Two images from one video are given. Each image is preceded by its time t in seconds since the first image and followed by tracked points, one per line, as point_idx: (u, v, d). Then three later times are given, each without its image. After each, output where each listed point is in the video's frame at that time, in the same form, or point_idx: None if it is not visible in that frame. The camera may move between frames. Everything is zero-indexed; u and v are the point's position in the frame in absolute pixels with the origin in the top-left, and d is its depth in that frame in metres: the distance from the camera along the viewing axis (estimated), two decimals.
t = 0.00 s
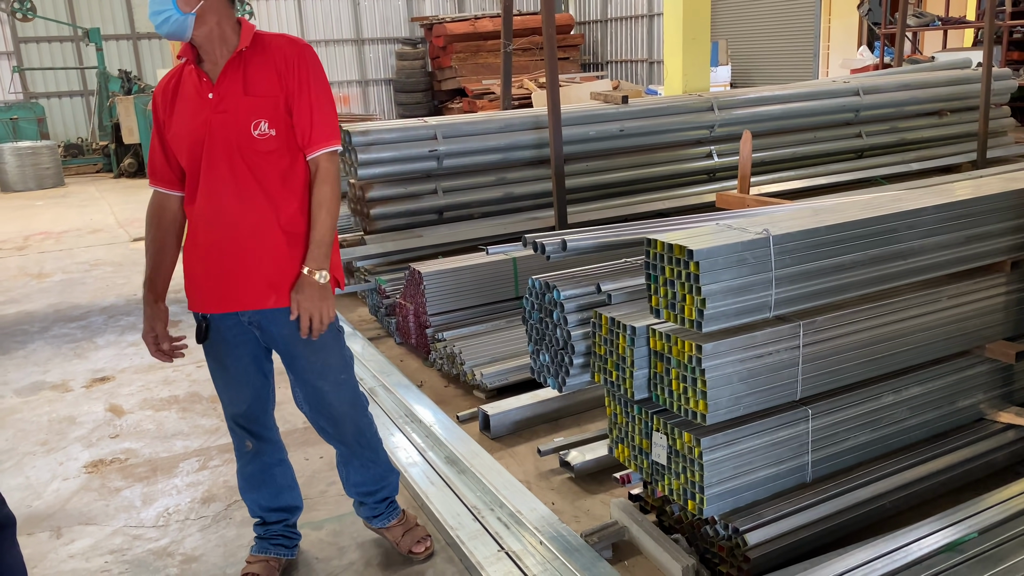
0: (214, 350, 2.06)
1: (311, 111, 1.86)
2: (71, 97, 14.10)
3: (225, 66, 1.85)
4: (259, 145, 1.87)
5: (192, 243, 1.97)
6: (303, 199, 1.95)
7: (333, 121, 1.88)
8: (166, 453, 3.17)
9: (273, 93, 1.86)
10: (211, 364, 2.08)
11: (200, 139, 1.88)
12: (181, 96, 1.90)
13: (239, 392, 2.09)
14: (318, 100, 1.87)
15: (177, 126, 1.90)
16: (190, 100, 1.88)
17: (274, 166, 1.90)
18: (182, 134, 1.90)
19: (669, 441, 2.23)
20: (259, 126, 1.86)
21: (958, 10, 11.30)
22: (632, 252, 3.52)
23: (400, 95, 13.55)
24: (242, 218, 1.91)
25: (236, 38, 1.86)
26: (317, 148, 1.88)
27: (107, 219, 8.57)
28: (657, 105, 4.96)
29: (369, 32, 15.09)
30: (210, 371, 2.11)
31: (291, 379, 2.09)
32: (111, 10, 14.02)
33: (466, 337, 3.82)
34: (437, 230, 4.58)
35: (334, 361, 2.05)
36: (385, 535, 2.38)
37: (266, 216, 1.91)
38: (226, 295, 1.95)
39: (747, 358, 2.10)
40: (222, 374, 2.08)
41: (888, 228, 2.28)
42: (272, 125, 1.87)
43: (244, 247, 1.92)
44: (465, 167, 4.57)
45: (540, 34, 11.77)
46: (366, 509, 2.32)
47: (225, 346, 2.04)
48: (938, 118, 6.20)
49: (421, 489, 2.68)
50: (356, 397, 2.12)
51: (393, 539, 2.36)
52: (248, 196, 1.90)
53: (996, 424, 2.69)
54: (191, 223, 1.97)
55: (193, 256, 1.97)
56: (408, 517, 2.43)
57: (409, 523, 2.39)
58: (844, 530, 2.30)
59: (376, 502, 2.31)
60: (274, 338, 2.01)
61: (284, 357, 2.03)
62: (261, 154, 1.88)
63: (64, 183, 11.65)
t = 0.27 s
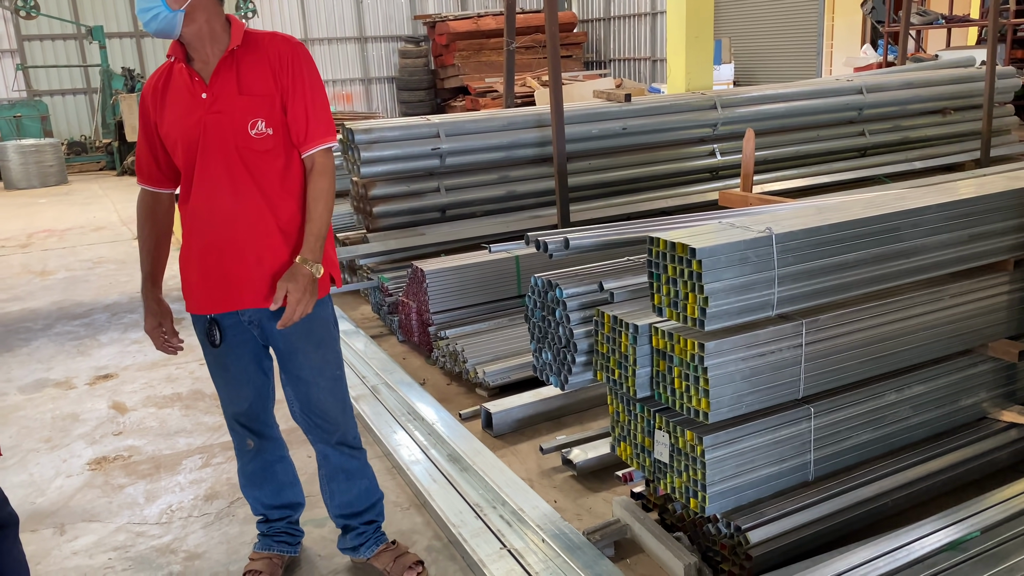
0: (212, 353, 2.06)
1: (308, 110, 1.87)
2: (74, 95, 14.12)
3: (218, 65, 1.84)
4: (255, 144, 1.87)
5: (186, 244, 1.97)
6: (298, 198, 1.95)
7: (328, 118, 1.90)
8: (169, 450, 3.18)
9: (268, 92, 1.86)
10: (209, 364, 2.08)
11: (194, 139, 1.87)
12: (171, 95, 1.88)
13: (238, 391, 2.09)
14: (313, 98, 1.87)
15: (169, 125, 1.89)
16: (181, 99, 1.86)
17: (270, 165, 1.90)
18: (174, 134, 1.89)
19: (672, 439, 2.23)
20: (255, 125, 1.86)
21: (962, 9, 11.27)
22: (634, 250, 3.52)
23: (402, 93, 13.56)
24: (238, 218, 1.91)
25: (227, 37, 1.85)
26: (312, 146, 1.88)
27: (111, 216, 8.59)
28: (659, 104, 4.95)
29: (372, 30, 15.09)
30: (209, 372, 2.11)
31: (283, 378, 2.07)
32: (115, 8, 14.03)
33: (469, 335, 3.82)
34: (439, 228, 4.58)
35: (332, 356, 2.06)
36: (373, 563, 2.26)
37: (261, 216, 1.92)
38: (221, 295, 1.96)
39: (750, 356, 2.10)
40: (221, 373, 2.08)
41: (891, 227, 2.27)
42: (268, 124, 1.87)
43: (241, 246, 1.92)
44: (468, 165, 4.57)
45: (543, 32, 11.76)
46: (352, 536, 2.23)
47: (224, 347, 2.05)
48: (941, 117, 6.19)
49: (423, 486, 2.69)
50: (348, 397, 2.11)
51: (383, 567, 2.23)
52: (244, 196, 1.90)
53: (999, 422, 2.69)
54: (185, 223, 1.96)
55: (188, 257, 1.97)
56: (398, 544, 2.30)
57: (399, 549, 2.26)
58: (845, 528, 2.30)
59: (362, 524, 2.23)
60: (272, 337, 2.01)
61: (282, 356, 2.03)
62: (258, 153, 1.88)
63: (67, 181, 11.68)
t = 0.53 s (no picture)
0: (212, 349, 2.07)
1: (314, 114, 1.88)
2: (78, 93, 14.14)
3: (225, 63, 1.84)
4: (257, 144, 1.88)
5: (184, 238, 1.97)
6: (296, 200, 1.95)
7: (332, 123, 1.90)
8: (173, 447, 3.19)
9: (273, 93, 1.87)
10: (209, 360, 2.09)
11: (196, 135, 1.87)
12: (175, 89, 1.87)
13: (238, 387, 2.10)
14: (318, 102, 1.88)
15: (171, 119, 1.89)
16: (185, 94, 1.86)
17: (271, 165, 1.90)
18: (176, 129, 1.88)
19: (674, 437, 2.23)
20: (259, 126, 1.86)
21: (966, 7, 11.25)
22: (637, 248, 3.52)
23: (405, 91, 13.56)
24: (237, 216, 1.92)
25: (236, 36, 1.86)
26: (317, 151, 1.90)
27: (114, 214, 8.60)
28: (663, 102, 4.95)
29: (375, 28, 15.09)
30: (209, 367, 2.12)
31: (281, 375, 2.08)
32: (118, 5, 14.04)
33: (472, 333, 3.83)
34: (442, 226, 4.58)
35: (330, 354, 2.06)
36: (377, 561, 2.26)
37: (259, 216, 1.92)
38: (218, 292, 1.97)
39: (753, 355, 2.10)
40: (220, 369, 2.08)
41: (894, 225, 2.27)
42: (272, 125, 1.87)
43: (238, 244, 1.93)
44: (471, 163, 4.57)
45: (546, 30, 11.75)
46: (356, 532, 2.24)
47: (223, 343, 2.05)
48: (945, 115, 6.18)
49: (426, 484, 2.69)
50: (347, 393, 2.11)
51: (386, 564, 2.24)
52: (243, 195, 1.90)
53: (1003, 421, 2.69)
54: (183, 218, 1.96)
55: (185, 251, 1.97)
56: (402, 542, 2.30)
57: (401, 547, 2.26)
58: (849, 526, 2.30)
59: (366, 519, 2.23)
60: (270, 334, 2.01)
61: (280, 353, 2.03)
62: (260, 153, 1.89)
63: (71, 179, 11.69)
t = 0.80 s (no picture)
0: (212, 347, 2.07)
1: (322, 117, 1.88)
2: (81, 91, 14.16)
3: (235, 61, 1.84)
4: (264, 143, 1.88)
5: (184, 232, 1.97)
6: (300, 200, 1.95)
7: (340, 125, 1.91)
8: (176, 444, 3.19)
9: (282, 93, 1.87)
10: (210, 358, 2.09)
11: (202, 131, 1.86)
12: (181, 83, 1.87)
13: (240, 384, 2.10)
14: (327, 105, 1.89)
15: (175, 113, 1.88)
16: (193, 90, 1.85)
17: (277, 165, 1.91)
18: (180, 123, 1.88)
19: (678, 436, 2.23)
20: (267, 126, 1.87)
21: (970, 5, 11.22)
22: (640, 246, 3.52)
23: (408, 89, 13.57)
24: (241, 213, 1.92)
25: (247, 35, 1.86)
26: (323, 154, 1.90)
27: (117, 211, 8.62)
28: (666, 100, 4.94)
29: (378, 26, 15.09)
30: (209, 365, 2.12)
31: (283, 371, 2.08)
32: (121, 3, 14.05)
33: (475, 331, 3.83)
34: (445, 224, 4.58)
35: (332, 350, 2.06)
36: (381, 559, 2.26)
37: (263, 214, 1.92)
38: (218, 287, 1.97)
39: (756, 353, 2.09)
40: (222, 367, 2.08)
41: (899, 223, 2.27)
42: (280, 126, 1.88)
43: (241, 241, 1.94)
44: (474, 161, 4.56)
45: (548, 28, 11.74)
46: (359, 529, 2.24)
47: (224, 341, 2.05)
48: (948, 113, 6.16)
49: (429, 481, 2.69)
50: (349, 390, 2.11)
51: (390, 562, 2.23)
52: (249, 192, 1.91)
53: (1007, 420, 2.69)
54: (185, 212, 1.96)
55: (186, 245, 1.97)
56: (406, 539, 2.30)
57: (405, 545, 2.26)
58: (853, 524, 2.30)
59: (370, 516, 2.23)
60: (273, 331, 2.02)
61: (283, 349, 2.03)
62: (266, 152, 1.89)
63: (74, 176, 11.71)
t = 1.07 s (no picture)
0: (214, 347, 2.07)
1: (326, 118, 1.90)
2: (84, 90, 14.18)
3: (242, 62, 1.85)
4: (269, 144, 1.89)
5: (187, 231, 1.97)
6: (303, 200, 1.96)
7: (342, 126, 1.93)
8: (179, 443, 3.20)
9: (287, 94, 1.88)
10: (212, 357, 2.09)
11: (207, 130, 1.87)
12: (185, 81, 1.86)
13: (242, 383, 2.10)
14: (331, 107, 1.90)
15: (179, 111, 1.88)
16: (198, 89, 1.85)
17: (281, 165, 1.91)
18: (184, 122, 1.88)
19: (680, 434, 2.23)
20: (272, 126, 1.87)
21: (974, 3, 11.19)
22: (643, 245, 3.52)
23: (411, 88, 13.58)
24: (245, 212, 1.93)
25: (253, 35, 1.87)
26: (325, 155, 1.91)
27: (120, 210, 8.63)
28: (669, 99, 4.94)
29: (381, 25, 15.09)
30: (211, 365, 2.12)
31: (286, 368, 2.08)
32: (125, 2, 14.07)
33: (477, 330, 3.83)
34: (448, 222, 4.59)
35: (335, 348, 2.06)
36: (383, 557, 2.27)
37: (266, 214, 1.93)
38: (221, 286, 1.97)
39: (759, 352, 2.09)
40: (224, 366, 2.08)
41: (902, 222, 2.27)
42: (285, 127, 1.88)
43: (244, 240, 1.94)
44: (477, 160, 4.57)
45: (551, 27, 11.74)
46: (362, 527, 2.24)
47: (226, 340, 2.05)
48: (952, 112, 6.15)
49: (432, 480, 2.70)
50: (354, 386, 2.11)
51: (393, 560, 2.24)
52: (253, 192, 1.91)
53: (1010, 419, 2.68)
54: (188, 210, 1.96)
55: (188, 243, 1.97)
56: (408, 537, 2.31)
57: (407, 543, 2.26)
58: (856, 523, 2.30)
59: (372, 515, 2.23)
60: (275, 329, 2.02)
61: (285, 347, 2.04)
62: (270, 152, 1.89)
63: (78, 175, 11.73)
